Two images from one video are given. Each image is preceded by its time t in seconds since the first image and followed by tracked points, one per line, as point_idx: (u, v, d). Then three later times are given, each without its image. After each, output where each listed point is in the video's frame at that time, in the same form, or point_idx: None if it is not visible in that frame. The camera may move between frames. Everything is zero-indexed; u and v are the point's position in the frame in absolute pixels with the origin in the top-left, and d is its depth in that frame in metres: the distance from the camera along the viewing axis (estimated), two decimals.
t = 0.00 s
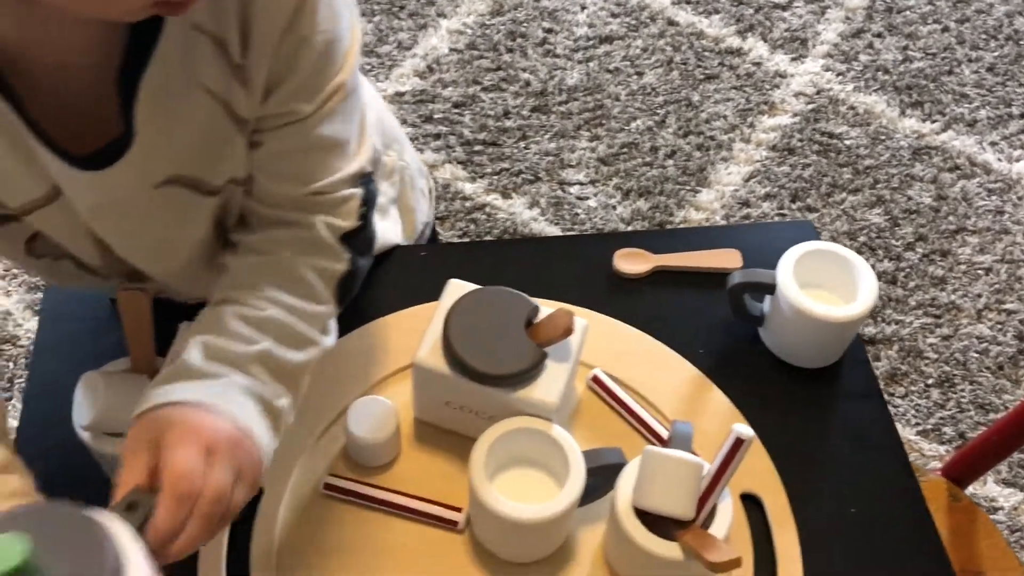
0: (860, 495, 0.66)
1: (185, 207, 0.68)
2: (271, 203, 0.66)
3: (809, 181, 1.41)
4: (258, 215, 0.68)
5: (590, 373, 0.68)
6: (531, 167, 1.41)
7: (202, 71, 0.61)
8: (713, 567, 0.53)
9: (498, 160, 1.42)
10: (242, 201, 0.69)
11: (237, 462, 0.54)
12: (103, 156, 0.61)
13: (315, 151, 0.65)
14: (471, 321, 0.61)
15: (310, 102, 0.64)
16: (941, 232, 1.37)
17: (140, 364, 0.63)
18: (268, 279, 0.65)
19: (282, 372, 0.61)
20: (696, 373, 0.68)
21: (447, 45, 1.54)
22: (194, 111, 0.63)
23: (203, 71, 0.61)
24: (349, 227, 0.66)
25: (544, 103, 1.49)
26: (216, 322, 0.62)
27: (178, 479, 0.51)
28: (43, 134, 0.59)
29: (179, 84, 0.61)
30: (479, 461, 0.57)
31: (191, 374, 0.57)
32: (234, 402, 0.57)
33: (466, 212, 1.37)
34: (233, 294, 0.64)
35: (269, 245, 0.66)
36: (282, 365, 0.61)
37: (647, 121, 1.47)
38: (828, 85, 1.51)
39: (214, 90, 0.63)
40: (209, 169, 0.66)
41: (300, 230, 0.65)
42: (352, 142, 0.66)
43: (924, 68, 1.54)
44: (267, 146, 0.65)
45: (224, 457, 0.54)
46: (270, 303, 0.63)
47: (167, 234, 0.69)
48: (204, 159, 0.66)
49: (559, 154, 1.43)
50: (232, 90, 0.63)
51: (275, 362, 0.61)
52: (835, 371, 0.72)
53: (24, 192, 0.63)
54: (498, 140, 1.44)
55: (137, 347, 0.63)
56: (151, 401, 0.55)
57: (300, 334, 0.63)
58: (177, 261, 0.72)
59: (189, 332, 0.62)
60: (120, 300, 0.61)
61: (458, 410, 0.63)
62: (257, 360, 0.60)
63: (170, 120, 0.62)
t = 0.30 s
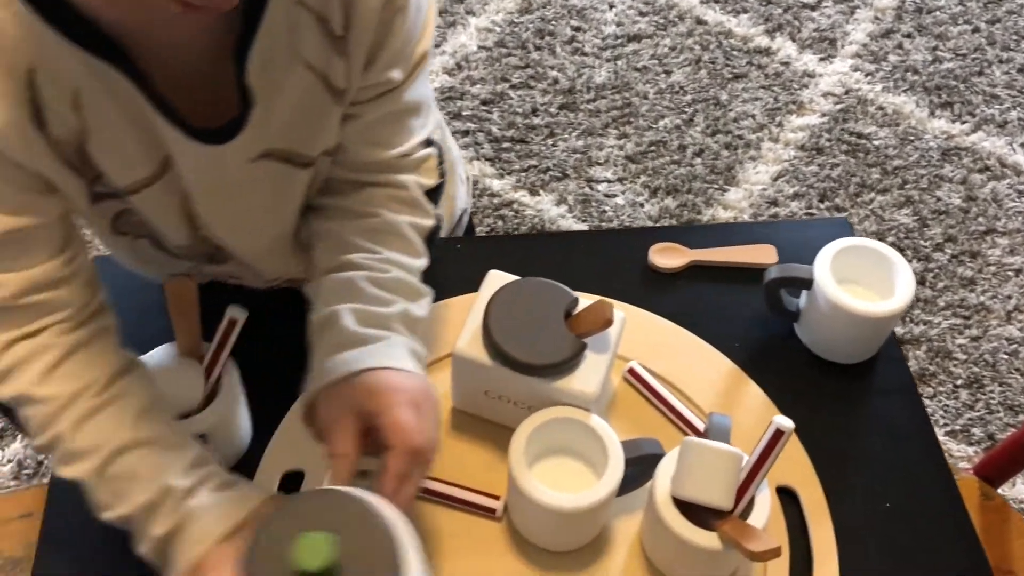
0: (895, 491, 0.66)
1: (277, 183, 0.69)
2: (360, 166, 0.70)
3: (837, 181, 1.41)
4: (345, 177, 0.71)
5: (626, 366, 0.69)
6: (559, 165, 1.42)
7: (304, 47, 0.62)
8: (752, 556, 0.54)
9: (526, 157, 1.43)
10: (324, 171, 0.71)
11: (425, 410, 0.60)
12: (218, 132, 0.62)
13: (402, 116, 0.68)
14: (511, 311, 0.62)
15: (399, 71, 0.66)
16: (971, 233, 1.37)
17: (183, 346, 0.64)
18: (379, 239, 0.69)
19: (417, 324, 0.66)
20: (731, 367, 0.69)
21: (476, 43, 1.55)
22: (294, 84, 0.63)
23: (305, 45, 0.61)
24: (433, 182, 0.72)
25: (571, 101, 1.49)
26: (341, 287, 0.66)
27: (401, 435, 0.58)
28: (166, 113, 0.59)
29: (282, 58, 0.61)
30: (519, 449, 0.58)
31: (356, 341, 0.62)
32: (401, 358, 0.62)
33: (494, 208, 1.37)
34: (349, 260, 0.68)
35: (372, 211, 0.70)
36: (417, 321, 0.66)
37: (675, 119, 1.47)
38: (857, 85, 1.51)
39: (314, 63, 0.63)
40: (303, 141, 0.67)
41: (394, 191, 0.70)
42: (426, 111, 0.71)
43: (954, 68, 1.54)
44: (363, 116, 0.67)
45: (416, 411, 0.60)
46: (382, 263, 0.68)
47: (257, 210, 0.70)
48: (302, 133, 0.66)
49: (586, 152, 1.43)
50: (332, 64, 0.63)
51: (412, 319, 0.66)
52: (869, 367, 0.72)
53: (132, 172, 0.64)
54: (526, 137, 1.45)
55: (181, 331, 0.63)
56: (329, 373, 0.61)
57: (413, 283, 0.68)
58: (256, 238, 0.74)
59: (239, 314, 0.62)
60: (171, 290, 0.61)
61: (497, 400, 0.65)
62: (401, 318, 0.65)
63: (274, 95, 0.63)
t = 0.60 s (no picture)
0: (910, 486, 0.66)
1: (332, 158, 0.68)
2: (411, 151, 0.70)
3: (851, 177, 1.40)
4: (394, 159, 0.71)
5: (641, 359, 0.69)
6: (571, 161, 1.41)
7: (363, 20, 0.62)
8: (766, 549, 0.54)
9: (538, 153, 1.42)
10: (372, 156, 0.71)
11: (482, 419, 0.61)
12: (284, 104, 0.62)
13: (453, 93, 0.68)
14: (527, 306, 0.63)
15: (451, 44, 0.66)
16: (985, 231, 1.36)
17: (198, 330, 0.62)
18: (431, 237, 0.69)
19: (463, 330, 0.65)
20: (746, 360, 0.69)
21: (489, 39, 1.55)
22: (351, 56, 0.63)
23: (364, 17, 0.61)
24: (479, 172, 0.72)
25: (584, 97, 1.49)
26: (393, 293, 0.66)
27: (464, 443, 0.59)
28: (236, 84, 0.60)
29: (339, 27, 0.61)
30: (532, 442, 0.58)
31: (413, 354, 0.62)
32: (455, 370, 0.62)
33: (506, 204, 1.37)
34: (400, 264, 0.68)
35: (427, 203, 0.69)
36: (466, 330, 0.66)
37: (688, 115, 1.47)
38: (871, 81, 1.50)
39: (371, 37, 0.63)
40: (358, 118, 0.66)
41: (445, 184, 0.70)
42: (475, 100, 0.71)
43: (969, 65, 1.53)
44: (414, 93, 0.67)
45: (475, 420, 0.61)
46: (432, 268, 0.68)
47: (312, 191, 0.70)
48: (356, 107, 0.66)
49: (599, 148, 1.43)
50: (390, 37, 0.63)
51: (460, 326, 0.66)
52: (884, 363, 0.72)
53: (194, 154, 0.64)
54: (538, 133, 1.45)
55: (194, 317, 0.61)
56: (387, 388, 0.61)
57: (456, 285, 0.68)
58: (306, 218, 0.73)
59: (253, 286, 0.62)
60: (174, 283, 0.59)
61: (511, 393, 0.65)
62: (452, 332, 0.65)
63: (331, 65, 0.63)
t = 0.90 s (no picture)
0: (914, 481, 0.66)
1: (350, 134, 0.67)
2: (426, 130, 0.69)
3: (853, 172, 1.40)
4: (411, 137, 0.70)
5: (642, 353, 0.68)
6: (572, 155, 1.41)
7: None
8: (768, 543, 0.53)
9: (539, 148, 1.42)
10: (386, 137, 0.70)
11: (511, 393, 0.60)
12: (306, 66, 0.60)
13: (470, 71, 0.68)
14: (528, 299, 0.63)
15: (473, 22, 0.66)
16: (988, 225, 1.36)
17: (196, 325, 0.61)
18: (445, 216, 0.69)
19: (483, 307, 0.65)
20: (747, 353, 0.69)
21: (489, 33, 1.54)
22: (374, 27, 0.61)
23: None
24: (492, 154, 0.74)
25: (585, 91, 1.48)
26: (408, 269, 0.66)
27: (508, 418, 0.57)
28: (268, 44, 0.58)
29: None
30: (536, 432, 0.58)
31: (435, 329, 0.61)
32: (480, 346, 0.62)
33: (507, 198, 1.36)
34: (416, 241, 0.68)
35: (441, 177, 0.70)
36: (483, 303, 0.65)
37: (690, 110, 1.46)
38: (873, 75, 1.50)
39: (395, 9, 0.61)
40: (379, 92, 0.65)
41: (458, 162, 0.70)
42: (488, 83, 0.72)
43: (971, 59, 1.52)
44: (434, 69, 0.66)
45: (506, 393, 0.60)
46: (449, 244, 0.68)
47: (327, 169, 0.68)
48: (377, 82, 0.64)
49: (600, 143, 1.42)
50: (414, 8, 0.61)
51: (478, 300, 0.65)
52: (887, 357, 0.72)
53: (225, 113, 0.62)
54: (539, 128, 1.44)
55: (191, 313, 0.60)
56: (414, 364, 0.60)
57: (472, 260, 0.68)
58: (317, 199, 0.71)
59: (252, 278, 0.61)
60: (171, 273, 0.58)
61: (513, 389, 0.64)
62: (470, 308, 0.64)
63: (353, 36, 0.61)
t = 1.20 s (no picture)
0: (905, 476, 0.66)
1: (362, 99, 0.66)
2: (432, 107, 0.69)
3: (845, 168, 1.40)
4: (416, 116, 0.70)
5: (632, 348, 0.68)
6: (564, 153, 1.40)
7: None
8: (760, 537, 0.53)
9: (531, 145, 1.42)
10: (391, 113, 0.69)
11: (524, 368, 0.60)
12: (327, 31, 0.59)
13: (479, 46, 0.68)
14: (519, 292, 0.63)
15: None
16: (980, 222, 1.36)
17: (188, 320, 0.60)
18: (443, 186, 0.69)
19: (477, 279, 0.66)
20: (737, 347, 0.69)
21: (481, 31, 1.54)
22: None
23: None
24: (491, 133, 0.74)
25: (577, 88, 1.48)
26: (409, 241, 0.65)
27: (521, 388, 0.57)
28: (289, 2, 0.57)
29: None
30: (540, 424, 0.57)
31: (434, 299, 0.61)
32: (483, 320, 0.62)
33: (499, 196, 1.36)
34: (416, 214, 0.67)
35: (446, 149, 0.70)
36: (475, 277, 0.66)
37: (682, 107, 1.46)
38: (865, 72, 1.50)
39: None
40: (390, 60, 0.65)
41: (462, 139, 0.71)
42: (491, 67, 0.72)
43: (963, 56, 1.52)
44: (445, 40, 0.66)
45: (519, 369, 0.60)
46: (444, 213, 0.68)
47: (340, 133, 0.67)
48: (388, 49, 0.64)
49: (592, 140, 1.42)
50: None
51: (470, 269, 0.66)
52: (876, 352, 0.71)
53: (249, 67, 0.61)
54: (531, 125, 1.44)
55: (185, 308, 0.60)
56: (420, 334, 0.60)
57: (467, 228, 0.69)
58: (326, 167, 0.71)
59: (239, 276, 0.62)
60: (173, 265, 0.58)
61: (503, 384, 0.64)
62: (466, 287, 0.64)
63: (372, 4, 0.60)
